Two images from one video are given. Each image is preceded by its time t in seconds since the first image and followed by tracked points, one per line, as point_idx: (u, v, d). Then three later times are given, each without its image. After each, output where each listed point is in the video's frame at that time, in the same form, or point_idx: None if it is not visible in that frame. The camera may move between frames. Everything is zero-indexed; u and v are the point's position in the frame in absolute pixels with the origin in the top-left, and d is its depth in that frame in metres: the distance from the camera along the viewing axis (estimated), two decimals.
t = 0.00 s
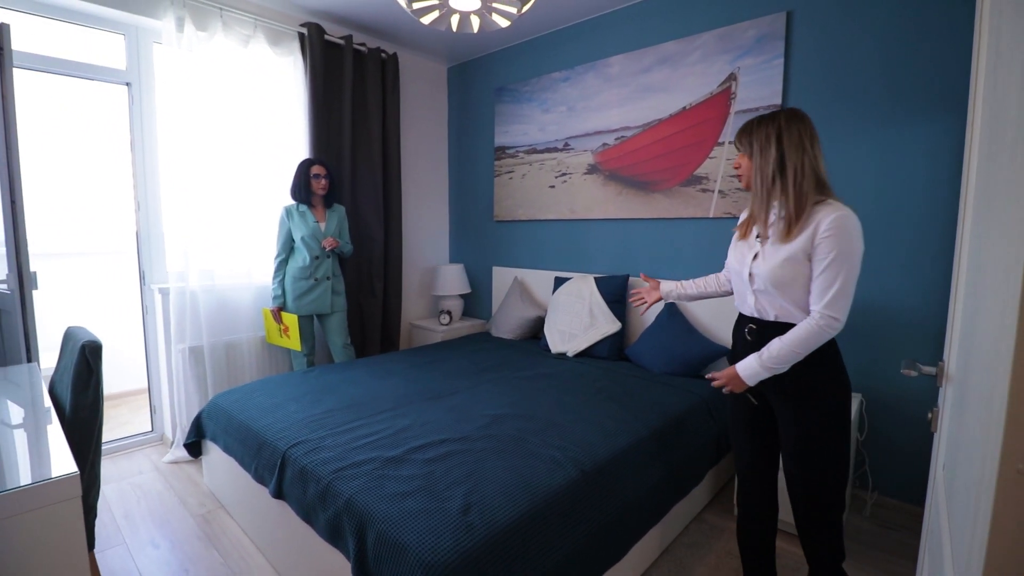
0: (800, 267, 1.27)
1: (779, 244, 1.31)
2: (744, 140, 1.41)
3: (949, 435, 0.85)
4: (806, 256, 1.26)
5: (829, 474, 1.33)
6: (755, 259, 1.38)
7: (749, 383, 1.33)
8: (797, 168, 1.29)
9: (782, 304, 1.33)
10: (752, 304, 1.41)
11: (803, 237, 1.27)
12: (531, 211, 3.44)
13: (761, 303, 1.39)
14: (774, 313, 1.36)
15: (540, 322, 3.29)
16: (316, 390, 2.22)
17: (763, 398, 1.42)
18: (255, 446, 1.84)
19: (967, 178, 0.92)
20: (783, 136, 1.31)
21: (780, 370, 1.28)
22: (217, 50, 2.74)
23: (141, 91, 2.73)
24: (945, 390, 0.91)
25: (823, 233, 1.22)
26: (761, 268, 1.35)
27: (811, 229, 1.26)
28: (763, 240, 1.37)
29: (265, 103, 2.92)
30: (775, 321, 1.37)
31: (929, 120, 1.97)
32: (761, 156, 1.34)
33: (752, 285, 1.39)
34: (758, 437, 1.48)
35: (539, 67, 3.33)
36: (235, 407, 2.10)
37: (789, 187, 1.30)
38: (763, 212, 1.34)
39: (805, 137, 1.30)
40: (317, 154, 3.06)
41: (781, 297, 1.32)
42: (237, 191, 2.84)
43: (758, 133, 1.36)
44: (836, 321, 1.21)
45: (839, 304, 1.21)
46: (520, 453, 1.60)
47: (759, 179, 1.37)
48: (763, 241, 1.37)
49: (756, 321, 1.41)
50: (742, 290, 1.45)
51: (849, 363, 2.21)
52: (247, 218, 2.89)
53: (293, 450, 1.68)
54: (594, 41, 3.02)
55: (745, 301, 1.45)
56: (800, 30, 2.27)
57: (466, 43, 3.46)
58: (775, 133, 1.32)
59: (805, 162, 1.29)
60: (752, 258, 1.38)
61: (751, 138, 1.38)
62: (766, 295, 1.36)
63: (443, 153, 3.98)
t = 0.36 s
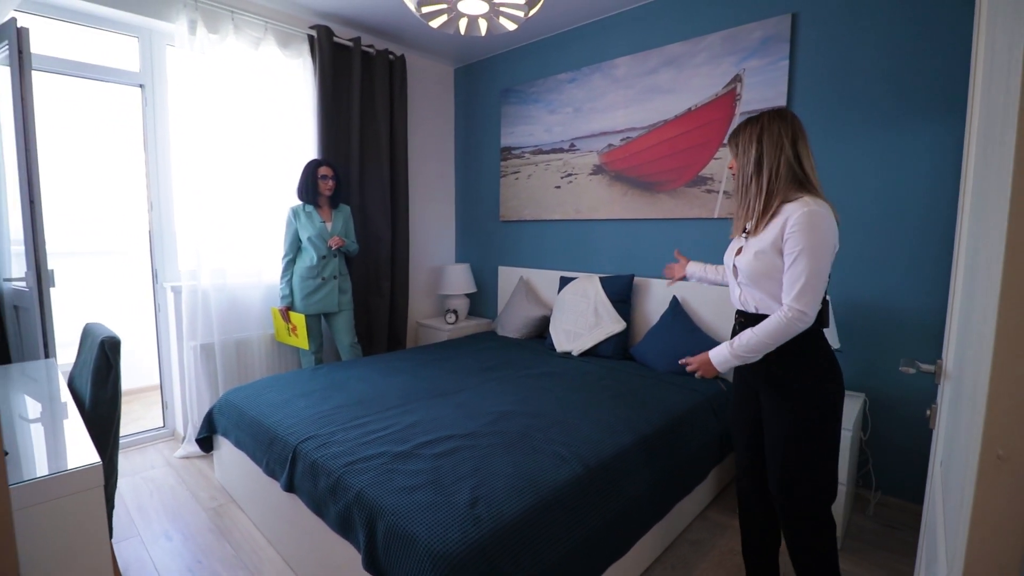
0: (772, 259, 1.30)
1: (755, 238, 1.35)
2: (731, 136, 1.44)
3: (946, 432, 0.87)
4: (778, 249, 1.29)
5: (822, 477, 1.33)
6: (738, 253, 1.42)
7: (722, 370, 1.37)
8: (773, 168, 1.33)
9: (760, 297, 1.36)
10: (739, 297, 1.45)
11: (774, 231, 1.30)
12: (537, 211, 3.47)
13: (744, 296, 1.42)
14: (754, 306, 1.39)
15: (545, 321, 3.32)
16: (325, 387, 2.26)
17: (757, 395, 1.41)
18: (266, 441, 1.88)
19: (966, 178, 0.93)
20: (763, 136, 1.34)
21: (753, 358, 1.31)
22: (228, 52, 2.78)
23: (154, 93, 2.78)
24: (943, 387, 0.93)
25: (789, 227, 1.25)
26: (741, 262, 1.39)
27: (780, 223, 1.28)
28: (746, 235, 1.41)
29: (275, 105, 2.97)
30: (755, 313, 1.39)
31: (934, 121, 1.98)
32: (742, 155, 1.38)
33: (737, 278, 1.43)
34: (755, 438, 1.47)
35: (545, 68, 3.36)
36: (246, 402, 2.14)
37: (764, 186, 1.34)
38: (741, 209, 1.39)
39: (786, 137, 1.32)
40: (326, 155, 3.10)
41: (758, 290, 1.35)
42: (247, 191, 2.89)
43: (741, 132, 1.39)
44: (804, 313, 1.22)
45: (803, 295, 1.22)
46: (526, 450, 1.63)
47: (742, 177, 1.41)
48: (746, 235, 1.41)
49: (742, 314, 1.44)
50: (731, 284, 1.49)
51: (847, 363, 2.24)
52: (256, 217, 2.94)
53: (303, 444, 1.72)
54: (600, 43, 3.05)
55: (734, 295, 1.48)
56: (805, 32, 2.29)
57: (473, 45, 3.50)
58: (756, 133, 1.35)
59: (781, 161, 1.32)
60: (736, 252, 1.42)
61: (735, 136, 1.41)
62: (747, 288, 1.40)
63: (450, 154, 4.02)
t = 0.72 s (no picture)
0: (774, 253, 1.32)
1: (759, 232, 1.37)
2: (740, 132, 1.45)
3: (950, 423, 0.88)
4: (780, 242, 1.31)
5: (829, 477, 1.34)
6: (745, 247, 1.44)
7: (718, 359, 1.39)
8: (783, 163, 1.33)
9: (762, 290, 1.38)
10: (744, 291, 1.47)
11: (776, 224, 1.32)
12: (543, 210, 3.48)
13: (749, 290, 1.44)
14: (757, 300, 1.41)
15: (551, 319, 3.34)
16: (334, 384, 2.29)
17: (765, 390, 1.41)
18: (276, 436, 1.91)
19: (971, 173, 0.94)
20: (772, 132, 1.35)
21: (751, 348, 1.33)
22: (238, 53, 2.82)
23: (165, 93, 2.81)
24: (947, 381, 0.93)
25: (790, 220, 1.27)
26: (746, 255, 1.41)
27: (783, 216, 1.30)
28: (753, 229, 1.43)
29: (284, 105, 3.00)
30: (758, 306, 1.41)
31: (941, 119, 1.98)
32: (752, 151, 1.39)
33: (742, 272, 1.45)
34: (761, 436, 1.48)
35: (552, 68, 3.37)
36: (257, 398, 2.17)
37: (775, 181, 1.34)
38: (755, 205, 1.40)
39: (794, 132, 1.33)
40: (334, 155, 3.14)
41: (761, 284, 1.37)
42: (257, 190, 2.93)
43: (751, 128, 1.40)
44: (800, 306, 1.23)
45: (799, 288, 1.23)
46: (533, 445, 1.64)
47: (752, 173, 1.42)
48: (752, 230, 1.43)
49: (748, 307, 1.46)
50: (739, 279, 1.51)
51: (853, 363, 2.24)
52: (265, 216, 2.97)
53: (314, 439, 1.74)
54: (607, 42, 3.06)
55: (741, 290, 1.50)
56: (812, 30, 2.29)
57: (480, 45, 3.51)
58: (764, 130, 1.36)
59: (791, 156, 1.33)
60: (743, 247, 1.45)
61: (745, 131, 1.42)
62: (751, 282, 1.42)
63: (456, 154, 4.04)
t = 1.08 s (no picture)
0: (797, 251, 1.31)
1: (779, 231, 1.36)
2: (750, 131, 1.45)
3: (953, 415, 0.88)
4: (804, 240, 1.30)
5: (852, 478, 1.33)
6: (762, 246, 1.43)
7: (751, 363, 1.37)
8: (796, 160, 1.34)
9: (784, 289, 1.37)
10: (762, 290, 1.46)
11: (798, 222, 1.31)
12: (548, 209, 3.49)
13: (768, 289, 1.43)
14: (778, 298, 1.40)
15: (556, 317, 3.35)
16: (341, 380, 2.31)
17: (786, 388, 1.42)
18: (285, 432, 1.93)
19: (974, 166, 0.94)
20: (785, 129, 1.35)
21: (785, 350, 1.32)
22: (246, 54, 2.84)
23: (174, 94, 2.86)
24: (951, 373, 0.94)
25: (815, 218, 1.26)
26: (764, 255, 1.40)
27: (805, 214, 1.29)
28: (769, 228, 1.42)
29: (291, 104, 3.02)
30: (779, 305, 1.40)
31: (947, 115, 1.97)
32: (764, 148, 1.39)
33: (760, 272, 1.44)
34: (780, 430, 1.48)
35: (557, 67, 3.38)
36: (265, 395, 2.20)
37: (788, 179, 1.35)
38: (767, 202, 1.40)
39: (808, 129, 1.33)
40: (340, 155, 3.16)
41: (783, 283, 1.37)
42: (264, 189, 2.95)
43: (762, 126, 1.40)
44: (835, 304, 1.23)
45: (832, 286, 1.23)
46: (539, 441, 1.66)
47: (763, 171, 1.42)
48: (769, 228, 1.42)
49: (765, 307, 1.45)
50: (754, 278, 1.50)
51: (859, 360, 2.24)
52: (272, 215, 3.00)
53: (321, 435, 1.76)
54: (612, 40, 3.06)
55: (757, 289, 1.49)
56: (817, 27, 2.29)
57: (485, 44, 3.53)
58: (776, 126, 1.36)
59: (804, 152, 1.33)
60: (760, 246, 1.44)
61: (755, 130, 1.42)
62: (771, 281, 1.41)
63: (462, 152, 4.06)
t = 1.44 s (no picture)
0: (833, 250, 1.30)
1: (817, 229, 1.34)
2: (806, 116, 1.37)
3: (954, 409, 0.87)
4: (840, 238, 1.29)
5: (875, 480, 1.32)
6: (796, 244, 1.42)
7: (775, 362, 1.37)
8: (860, 156, 1.29)
9: (816, 288, 1.36)
10: (792, 289, 1.45)
11: (836, 220, 1.29)
12: (553, 207, 3.49)
13: (799, 287, 1.42)
14: (807, 297, 1.39)
15: (561, 316, 3.35)
16: (346, 377, 2.32)
17: (810, 389, 1.42)
18: (291, 427, 1.95)
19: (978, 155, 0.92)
20: (853, 122, 1.30)
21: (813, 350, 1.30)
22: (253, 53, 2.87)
23: (181, 92, 2.89)
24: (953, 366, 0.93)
25: (852, 215, 1.24)
26: (798, 253, 1.39)
27: (843, 211, 1.28)
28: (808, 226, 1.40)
29: (297, 103, 3.04)
30: (809, 304, 1.39)
31: (953, 112, 1.96)
32: (827, 139, 1.33)
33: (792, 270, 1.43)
34: (803, 433, 1.48)
35: (562, 65, 3.38)
36: (271, 391, 2.22)
37: (851, 175, 1.30)
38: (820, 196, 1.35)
39: (871, 127, 1.30)
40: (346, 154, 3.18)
41: (814, 282, 1.35)
42: (270, 187, 2.98)
43: (825, 114, 1.33)
44: (869, 305, 1.20)
45: (866, 286, 1.20)
46: (543, 437, 1.66)
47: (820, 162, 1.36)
48: (807, 226, 1.40)
49: (796, 306, 1.43)
50: (786, 276, 1.49)
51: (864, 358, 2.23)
52: (278, 213, 3.02)
53: (326, 430, 1.78)
54: (616, 39, 3.06)
55: (788, 288, 1.48)
56: (822, 24, 2.28)
57: (490, 43, 3.53)
58: (842, 117, 1.31)
59: (867, 151, 1.30)
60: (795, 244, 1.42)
61: (816, 116, 1.35)
62: (802, 280, 1.40)
63: (466, 151, 4.07)
